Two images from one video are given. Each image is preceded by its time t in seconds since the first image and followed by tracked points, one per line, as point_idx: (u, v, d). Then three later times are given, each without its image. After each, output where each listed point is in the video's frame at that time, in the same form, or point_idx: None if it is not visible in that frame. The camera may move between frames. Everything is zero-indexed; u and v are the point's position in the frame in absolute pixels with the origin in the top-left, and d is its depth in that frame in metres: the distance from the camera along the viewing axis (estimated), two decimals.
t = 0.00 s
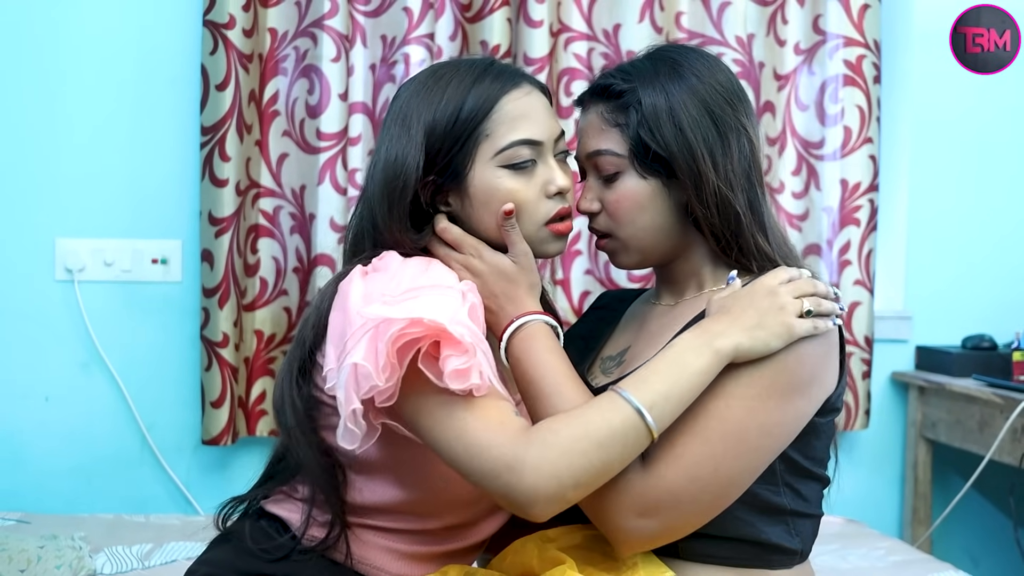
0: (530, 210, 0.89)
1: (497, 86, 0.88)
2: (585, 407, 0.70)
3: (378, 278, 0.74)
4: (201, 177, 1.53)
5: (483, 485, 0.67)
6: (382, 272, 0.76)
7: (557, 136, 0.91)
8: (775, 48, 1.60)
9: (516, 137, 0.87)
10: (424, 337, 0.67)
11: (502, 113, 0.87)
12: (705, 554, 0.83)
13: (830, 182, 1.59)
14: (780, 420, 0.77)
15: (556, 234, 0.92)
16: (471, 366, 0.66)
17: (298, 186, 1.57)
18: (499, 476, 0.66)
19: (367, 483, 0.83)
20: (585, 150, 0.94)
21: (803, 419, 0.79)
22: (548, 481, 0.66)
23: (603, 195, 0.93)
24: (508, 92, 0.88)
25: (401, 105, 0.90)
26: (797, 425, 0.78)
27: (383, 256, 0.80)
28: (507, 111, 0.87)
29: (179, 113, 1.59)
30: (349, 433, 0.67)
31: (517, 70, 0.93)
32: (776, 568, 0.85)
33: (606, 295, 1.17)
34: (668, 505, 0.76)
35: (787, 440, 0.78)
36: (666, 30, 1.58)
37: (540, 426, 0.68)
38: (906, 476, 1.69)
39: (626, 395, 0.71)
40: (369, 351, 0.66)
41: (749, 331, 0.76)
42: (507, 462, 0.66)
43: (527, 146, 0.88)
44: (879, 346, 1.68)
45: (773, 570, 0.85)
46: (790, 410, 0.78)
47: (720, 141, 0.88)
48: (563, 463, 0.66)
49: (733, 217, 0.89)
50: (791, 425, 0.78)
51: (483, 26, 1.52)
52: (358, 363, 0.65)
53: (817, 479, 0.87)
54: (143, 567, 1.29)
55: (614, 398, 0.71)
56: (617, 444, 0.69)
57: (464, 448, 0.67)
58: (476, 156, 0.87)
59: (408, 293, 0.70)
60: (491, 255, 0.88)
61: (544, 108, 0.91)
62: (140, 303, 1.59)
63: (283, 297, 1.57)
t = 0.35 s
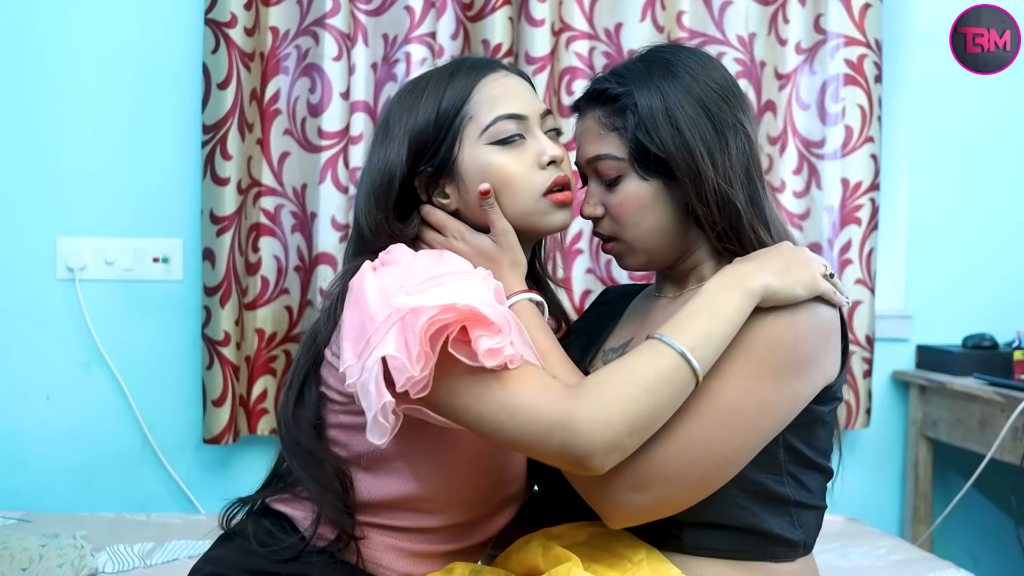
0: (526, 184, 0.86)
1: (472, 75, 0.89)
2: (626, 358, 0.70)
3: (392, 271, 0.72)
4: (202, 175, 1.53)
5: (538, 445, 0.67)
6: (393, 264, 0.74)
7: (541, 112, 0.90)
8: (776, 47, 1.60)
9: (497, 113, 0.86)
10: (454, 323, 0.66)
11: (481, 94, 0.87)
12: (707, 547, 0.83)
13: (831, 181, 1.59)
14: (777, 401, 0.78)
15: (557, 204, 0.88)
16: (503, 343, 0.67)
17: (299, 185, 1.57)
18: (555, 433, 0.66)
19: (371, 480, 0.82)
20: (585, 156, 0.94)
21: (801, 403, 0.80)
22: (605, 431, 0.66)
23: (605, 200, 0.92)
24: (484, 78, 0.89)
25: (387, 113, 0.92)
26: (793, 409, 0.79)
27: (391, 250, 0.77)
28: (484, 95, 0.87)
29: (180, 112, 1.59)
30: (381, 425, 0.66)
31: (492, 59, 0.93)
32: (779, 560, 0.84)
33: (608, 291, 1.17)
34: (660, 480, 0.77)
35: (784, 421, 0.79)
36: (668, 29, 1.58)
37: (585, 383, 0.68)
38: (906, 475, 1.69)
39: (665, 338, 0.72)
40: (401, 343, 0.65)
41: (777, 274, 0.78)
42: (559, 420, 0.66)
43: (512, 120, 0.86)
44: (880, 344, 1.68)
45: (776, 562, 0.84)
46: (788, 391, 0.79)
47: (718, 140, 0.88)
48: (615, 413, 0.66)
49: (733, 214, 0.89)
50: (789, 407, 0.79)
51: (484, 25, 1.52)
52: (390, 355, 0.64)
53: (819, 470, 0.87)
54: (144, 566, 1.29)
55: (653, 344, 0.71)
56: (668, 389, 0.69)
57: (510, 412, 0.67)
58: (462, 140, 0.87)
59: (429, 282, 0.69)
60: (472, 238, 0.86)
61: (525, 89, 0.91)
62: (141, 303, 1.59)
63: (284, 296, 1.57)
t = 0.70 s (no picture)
0: (513, 159, 0.86)
1: (451, 72, 0.92)
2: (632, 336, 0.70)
3: (380, 269, 0.72)
4: (197, 176, 1.53)
5: (548, 427, 0.66)
6: (382, 262, 0.74)
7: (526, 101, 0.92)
8: (772, 47, 1.60)
9: (480, 97, 0.88)
10: (447, 316, 0.65)
11: (462, 85, 0.90)
12: (700, 545, 0.82)
13: (828, 181, 1.59)
14: (765, 390, 0.79)
15: (551, 177, 0.88)
16: (496, 335, 0.66)
17: (294, 185, 1.57)
18: (564, 413, 0.65)
19: (361, 482, 0.81)
20: (575, 164, 0.93)
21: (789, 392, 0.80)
22: (616, 408, 0.65)
23: (598, 206, 0.91)
24: (463, 73, 0.91)
25: (374, 122, 0.94)
26: (782, 397, 0.80)
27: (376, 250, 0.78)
28: (466, 84, 0.90)
29: (175, 113, 1.58)
30: (374, 422, 0.65)
31: (469, 60, 0.96)
32: (775, 558, 0.84)
33: (602, 291, 1.17)
34: (644, 464, 0.77)
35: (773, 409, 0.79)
36: (664, 29, 1.57)
37: (591, 365, 0.67)
38: (902, 476, 1.69)
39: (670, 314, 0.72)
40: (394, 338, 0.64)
41: (777, 252, 0.79)
42: (568, 399, 0.65)
43: (496, 102, 0.89)
44: (876, 345, 1.68)
45: (772, 561, 0.84)
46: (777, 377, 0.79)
47: (705, 140, 0.88)
48: (623, 390, 0.65)
49: (724, 212, 0.89)
50: (776, 396, 0.79)
51: (480, 25, 1.51)
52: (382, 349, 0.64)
53: (814, 466, 0.87)
54: (140, 568, 1.28)
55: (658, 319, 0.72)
56: (675, 365, 0.68)
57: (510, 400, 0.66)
58: (448, 125, 0.88)
59: (421, 277, 0.69)
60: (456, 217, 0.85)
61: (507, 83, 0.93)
62: (136, 303, 1.59)
63: (279, 297, 1.57)
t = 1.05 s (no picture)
0: (503, 148, 0.85)
1: (436, 78, 0.91)
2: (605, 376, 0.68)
3: (365, 274, 0.71)
4: (193, 174, 1.52)
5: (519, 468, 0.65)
6: (368, 266, 0.72)
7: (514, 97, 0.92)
8: (772, 45, 1.59)
9: (468, 93, 0.88)
10: (424, 339, 0.64)
11: (448, 87, 0.89)
12: (695, 548, 0.82)
13: (827, 180, 1.58)
14: (751, 394, 0.78)
15: (540, 160, 0.87)
16: (473, 362, 0.64)
17: (290, 184, 1.56)
18: (533, 456, 0.64)
19: (347, 486, 0.80)
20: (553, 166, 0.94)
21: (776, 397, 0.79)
22: (584, 457, 0.64)
23: (577, 203, 0.92)
24: (448, 77, 0.91)
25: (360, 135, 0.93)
26: (776, 396, 0.79)
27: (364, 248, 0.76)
28: (452, 84, 0.90)
29: (171, 111, 1.57)
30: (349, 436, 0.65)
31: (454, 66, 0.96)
32: (773, 560, 0.83)
33: (595, 292, 1.16)
34: (638, 469, 0.77)
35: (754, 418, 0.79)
36: (663, 27, 1.55)
37: (568, 404, 0.66)
38: (902, 476, 1.69)
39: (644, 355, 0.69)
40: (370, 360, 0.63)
41: (757, 281, 0.76)
42: (538, 443, 0.64)
43: (484, 95, 0.89)
44: (875, 344, 1.67)
45: (770, 561, 0.83)
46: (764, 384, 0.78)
47: (675, 122, 0.88)
48: (595, 439, 0.64)
49: (701, 197, 0.88)
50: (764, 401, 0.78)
51: (478, 22, 1.50)
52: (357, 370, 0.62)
53: (811, 463, 0.86)
54: (135, 569, 1.27)
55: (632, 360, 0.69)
56: (646, 409, 0.67)
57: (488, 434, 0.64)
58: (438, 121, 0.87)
59: (403, 290, 0.67)
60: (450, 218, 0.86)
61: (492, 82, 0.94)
62: (131, 303, 1.58)
63: (276, 296, 1.56)
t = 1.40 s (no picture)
0: (490, 147, 0.84)
1: (418, 80, 0.90)
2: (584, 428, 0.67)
3: (363, 283, 0.70)
4: (186, 171, 1.50)
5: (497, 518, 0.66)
6: (366, 275, 0.71)
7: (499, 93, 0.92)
8: (769, 42, 1.58)
9: (452, 92, 0.87)
10: (412, 370, 0.62)
11: (431, 88, 0.88)
12: (695, 555, 0.81)
13: (824, 177, 1.57)
14: (747, 417, 0.76)
15: (533, 151, 0.86)
16: (459, 400, 0.63)
17: (285, 182, 1.54)
18: (509, 510, 0.64)
19: (341, 490, 0.79)
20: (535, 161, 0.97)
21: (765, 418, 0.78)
22: (557, 512, 0.64)
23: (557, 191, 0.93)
24: (429, 77, 0.90)
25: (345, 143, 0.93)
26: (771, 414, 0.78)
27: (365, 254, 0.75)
28: (436, 84, 0.89)
29: (164, 107, 1.56)
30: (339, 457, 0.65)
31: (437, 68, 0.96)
32: (773, 565, 0.82)
33: (591, 295, 1.16)
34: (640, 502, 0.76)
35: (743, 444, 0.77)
36: (660, 24, 1.55)
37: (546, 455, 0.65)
38: (900, 476, 1.68)
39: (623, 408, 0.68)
40: (354, 385, 0.62)
41: (748, 327, 0.73)
42: (515, 497, 0.64)
43: (468, 91, 0.87)
44: (874, 343, 1.66)
45: (771, 567, 0.82)
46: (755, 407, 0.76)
47: (648, 108, 0.92)
48: (570, 498, 0.64)
49: (677, 178, 0.90)
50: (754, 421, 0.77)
51: (473, 19, 1.49)
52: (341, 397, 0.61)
53: (813, 468, 0.85)
54: (127, 570, 1.26)
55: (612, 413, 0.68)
56: (628, 467, 0.67)
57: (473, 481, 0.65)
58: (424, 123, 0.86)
59: (397, 311, 0.65)
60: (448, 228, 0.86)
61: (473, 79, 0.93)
62: (124, 301, 1.56)
63: (270, 295, 1.54)
